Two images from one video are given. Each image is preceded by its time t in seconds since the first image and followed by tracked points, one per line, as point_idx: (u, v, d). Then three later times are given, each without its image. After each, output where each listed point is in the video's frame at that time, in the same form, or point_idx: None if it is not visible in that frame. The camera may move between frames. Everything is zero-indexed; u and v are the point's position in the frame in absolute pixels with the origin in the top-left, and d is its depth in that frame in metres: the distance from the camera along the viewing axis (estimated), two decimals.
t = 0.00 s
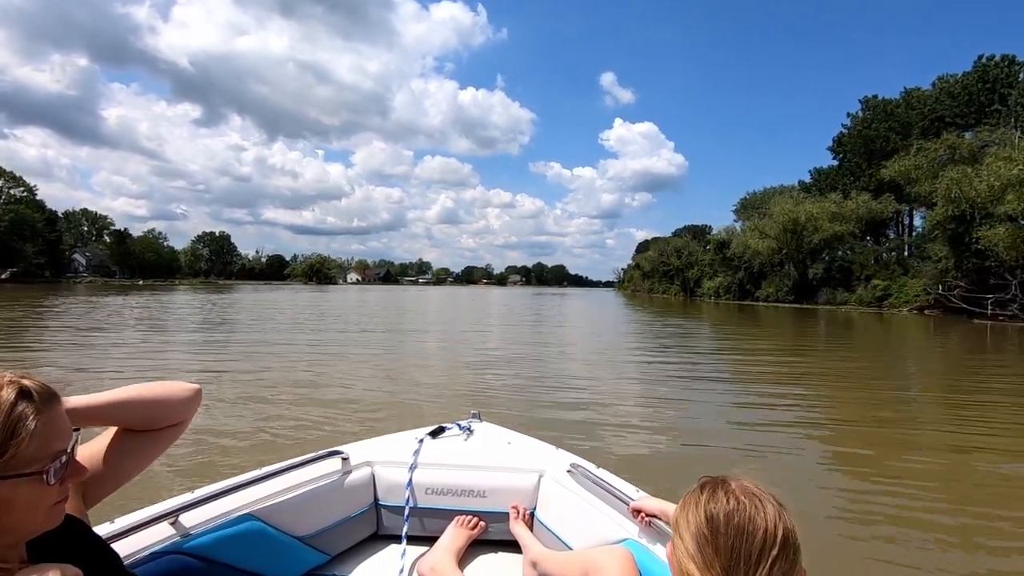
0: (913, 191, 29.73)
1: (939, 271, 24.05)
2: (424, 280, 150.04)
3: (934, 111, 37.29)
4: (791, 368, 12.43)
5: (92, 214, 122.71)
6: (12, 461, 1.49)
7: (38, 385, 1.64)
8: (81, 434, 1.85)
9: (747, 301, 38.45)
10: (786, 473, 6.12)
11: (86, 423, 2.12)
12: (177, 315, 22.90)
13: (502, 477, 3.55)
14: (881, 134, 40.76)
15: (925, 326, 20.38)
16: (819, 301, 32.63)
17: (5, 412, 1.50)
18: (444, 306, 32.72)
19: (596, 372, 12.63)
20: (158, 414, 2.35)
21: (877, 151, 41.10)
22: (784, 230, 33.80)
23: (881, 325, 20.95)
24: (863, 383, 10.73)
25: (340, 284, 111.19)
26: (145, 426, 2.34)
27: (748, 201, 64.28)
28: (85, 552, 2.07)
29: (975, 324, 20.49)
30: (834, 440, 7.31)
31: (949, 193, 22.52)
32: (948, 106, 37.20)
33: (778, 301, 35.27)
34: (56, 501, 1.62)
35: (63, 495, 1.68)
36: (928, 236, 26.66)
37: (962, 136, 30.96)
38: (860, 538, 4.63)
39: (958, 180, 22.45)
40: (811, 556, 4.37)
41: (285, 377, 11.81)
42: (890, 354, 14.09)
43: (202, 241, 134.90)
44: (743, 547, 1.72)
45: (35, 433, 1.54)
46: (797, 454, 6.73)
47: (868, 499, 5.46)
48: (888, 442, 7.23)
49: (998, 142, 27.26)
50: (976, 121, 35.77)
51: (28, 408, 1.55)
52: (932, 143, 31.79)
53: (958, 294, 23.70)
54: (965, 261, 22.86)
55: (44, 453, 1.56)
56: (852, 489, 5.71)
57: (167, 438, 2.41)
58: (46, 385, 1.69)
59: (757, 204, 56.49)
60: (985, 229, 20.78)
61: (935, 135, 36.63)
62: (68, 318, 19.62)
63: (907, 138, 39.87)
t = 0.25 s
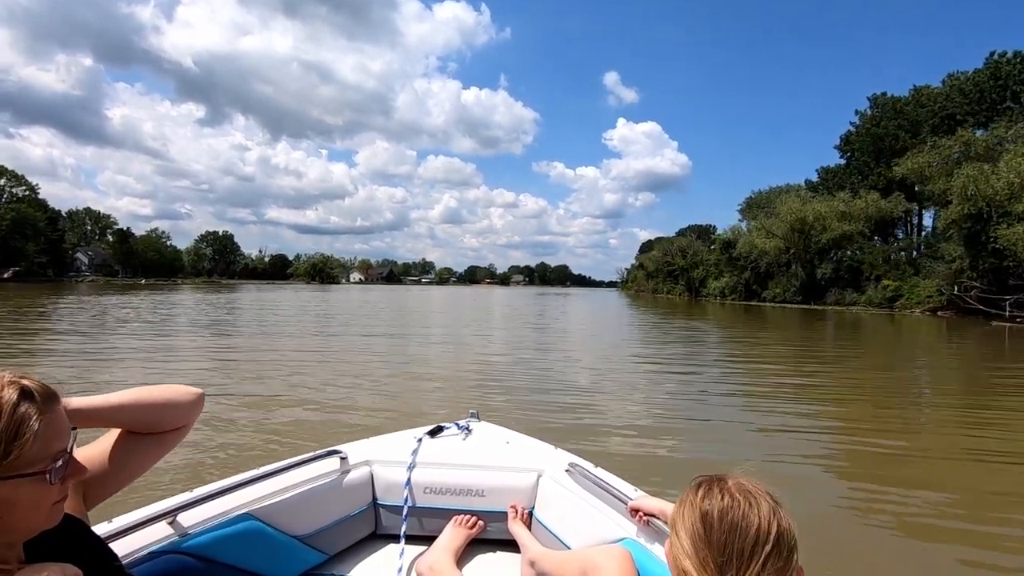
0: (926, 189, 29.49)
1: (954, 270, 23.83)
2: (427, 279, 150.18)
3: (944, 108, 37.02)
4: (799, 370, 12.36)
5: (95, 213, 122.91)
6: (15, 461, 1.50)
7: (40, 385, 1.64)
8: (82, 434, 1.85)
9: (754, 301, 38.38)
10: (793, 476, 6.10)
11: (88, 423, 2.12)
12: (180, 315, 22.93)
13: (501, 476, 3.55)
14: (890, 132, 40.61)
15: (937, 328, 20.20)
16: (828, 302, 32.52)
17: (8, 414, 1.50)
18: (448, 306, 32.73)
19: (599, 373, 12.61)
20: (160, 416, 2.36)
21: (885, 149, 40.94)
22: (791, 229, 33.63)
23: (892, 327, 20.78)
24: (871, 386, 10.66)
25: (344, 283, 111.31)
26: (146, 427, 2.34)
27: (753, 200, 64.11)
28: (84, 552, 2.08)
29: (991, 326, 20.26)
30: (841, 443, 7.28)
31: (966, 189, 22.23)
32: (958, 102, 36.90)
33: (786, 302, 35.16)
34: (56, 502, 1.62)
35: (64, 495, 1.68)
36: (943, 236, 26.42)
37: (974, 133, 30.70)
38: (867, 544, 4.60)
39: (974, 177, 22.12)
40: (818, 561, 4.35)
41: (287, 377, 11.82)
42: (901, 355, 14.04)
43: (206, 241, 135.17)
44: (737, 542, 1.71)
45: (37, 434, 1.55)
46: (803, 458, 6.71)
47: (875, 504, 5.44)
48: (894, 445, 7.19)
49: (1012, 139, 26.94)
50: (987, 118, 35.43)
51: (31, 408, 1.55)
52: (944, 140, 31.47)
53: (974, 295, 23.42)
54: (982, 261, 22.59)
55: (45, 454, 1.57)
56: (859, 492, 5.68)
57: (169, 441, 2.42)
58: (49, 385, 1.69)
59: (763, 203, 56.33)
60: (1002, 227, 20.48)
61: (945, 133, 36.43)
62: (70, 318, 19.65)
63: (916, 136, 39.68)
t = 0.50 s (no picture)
0: (943, 186, 29.06)
1: (972, 270, 23.32)
2: (434, 279, 150.38)
3: (958, 104, 36.23)
4: (809, 372, 12.27)
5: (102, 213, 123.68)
6: (12, 466, 1.50)
7: (37, 388, 1.62)
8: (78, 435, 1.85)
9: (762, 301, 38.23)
10: (800, 477, 6.07)
11: (81, 425, 2.13)
12: (186, 314, 23.01)
13: (500, 476, 3.54)
14: (903, 129, 40.33)
15: (953, 330, 19.92)
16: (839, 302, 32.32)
17: (5, 416, 1.49)
18: (454, 306, 32.77)
19: (604, 374, 12.58)
20: (150, 413, 2.36)
21: (898, 147, 40.61)
22: (801, 228, 33.48)
23: (907, 329, 20.54)
24: (883, 388, 10.56)
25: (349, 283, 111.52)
26: (136, 425, 2.35)
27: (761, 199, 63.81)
28: (79, 551, 2.09)
29: (1010, 328, 19.88)
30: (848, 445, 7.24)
31: (985, 187, 21.06)
32: (972, 98, 35.93)
33: (795, 302, 35.00)
34: (49, 506, 1.62)
35: (58, 499, 1.69)
36: (961, 235, 25.98)
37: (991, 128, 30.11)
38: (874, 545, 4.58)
39: (995, 174, 21.10)
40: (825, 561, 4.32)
41: (292, 377, 11.86)
42: (916, 358, 13.83)
43: (212, 240, 135.77)
44: (731, 541, 1.70)
45: (35, 437, 1.54)
46: (810, 459, 6.67)
47: (882, 504, 5.41)
48: (904, 448, 7.13)
49: None
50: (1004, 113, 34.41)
51: (29, 413, 1.54)
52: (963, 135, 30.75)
53: (994, 295, 22.89)
54: (1002, 260, 21.78)
55: (42, 457, 1.57)
56: (866, 494, 5.65)
57: (160, 437, 2.43)
58: (46, 387, 1.68)
59: (772, 202, 56.02)
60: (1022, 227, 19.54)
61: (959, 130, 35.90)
62: (78, 317, 19.77)
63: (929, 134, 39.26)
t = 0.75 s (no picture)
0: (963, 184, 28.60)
1: (994, 270, 22.84)
2: (440, 279, 150.51)
3: (975, 101, 35.78)
4: (820, 374, 12.14)
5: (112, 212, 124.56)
6: (7, 467, 1.48)
7: (37, 390, 1.62)
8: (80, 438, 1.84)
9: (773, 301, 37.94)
10: (810, 483, 6.02)
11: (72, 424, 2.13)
12: (193, 314, 23.11)
13: (498, 476, 3.54)
14: (918, 126, 39.85)
15: (972, 332, 19.59)
16: (852, 303, 32.03)
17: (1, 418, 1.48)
18: (460, 306, 32.80)
19: (609, 374, 12.54)
20: (140, 410, 2.38)
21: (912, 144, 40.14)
22: (813, 227, 33.16)
23: (923, 330, 20.24)
24: (894, 390, 10.45)
25: (356, 282, 111.75)
26: (127, 422, 2.36)
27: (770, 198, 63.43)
28: (76, 551, 2.10)
29: None
30: (857, 449, 7.17)
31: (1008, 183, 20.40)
32: (989, 94, 35.49)
33: (808, 302, 34.67)
34: (47, 509, 1.61)
35: (58, 502, 1.67)
36: (980, 234, 25.57)
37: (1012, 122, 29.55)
38: (887, 556, 4.53)
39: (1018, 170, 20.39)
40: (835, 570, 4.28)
41: (297, 376, 11.89)
42: (932, 360, 13.66)
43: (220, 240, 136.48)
44: (723, 537, 1.68)
45: (30, 440, 1.53)
46: (819, 463, 6.61)
47: (893, 513, 5.36)
48: (914, 453, 7.05)
49: None
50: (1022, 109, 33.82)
51: (25, 414, 1.53)
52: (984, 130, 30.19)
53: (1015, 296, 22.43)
54: None
55: (38, 460, 1.55)
56: (878, 501, 5.60)
57: (151, 433, 2.45)
58: (47, 389, 1.68)
59: (782, 201, 55.65)
60: None
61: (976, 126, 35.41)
62: (86, 317, 19.90)
63: (944, 131, 38.78)
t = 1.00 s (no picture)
0: (986, 180, 28.10)
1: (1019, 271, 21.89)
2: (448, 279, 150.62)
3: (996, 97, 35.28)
4: (834, 376, 11.99)
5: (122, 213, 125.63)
6: None
7: (27, 391, 1.63)
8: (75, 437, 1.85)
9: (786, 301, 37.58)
10: (822, 485, 5.98)
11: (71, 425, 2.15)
12: (202, 313, 23.24)
13: (498, 476, 3.53)
14: (935, 123, 39.28)
15: (994, 334, 19.21)
16: (868, 304, 31.67)
17: None
18: (467, 306, 32.77)
19: (616, 375, 12.46)
20: (141, 412, 2.40)
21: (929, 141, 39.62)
22: (827, 225, 32.65)
23: (943, 333, 19.86)
24: (908, 393, 10.33)
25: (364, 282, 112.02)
26: (127, 423, 2.38)
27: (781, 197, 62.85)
28: (74, 551, 2.11)
29: None
30: (870, 451, 7.11)
31: None
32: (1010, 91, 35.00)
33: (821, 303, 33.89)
34: (42, 508, 1.62)
35: (53, 501, 1.69)
36: (1005, 233, 25.09)
37: None
38: (899, 558, 4.49)
39: None
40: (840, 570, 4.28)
41: (304, 375, 11.93)
42: (950, 363, 13.47)
43: (229, 240, 137.27)
44: (724, 536, 1.66)
45: (20, 439, 1.54)
46: (832, 465, 6.57)
47: (907, 514, 5.31)
48: (929, 457, 6.98)
49: None
50: None
51: (14, 415, 1.54)
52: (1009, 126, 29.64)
53: None
54: None
55: (29, 460, 1.56)
56: (891, 504, 5.55)
57: (151, 434, 2.47)
58: (37, 390, 1.68)
59: (793, 199, 55.19)
60: None
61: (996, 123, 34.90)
62: (96, 316, 20.05)
63: (963, 128, 38.22)
